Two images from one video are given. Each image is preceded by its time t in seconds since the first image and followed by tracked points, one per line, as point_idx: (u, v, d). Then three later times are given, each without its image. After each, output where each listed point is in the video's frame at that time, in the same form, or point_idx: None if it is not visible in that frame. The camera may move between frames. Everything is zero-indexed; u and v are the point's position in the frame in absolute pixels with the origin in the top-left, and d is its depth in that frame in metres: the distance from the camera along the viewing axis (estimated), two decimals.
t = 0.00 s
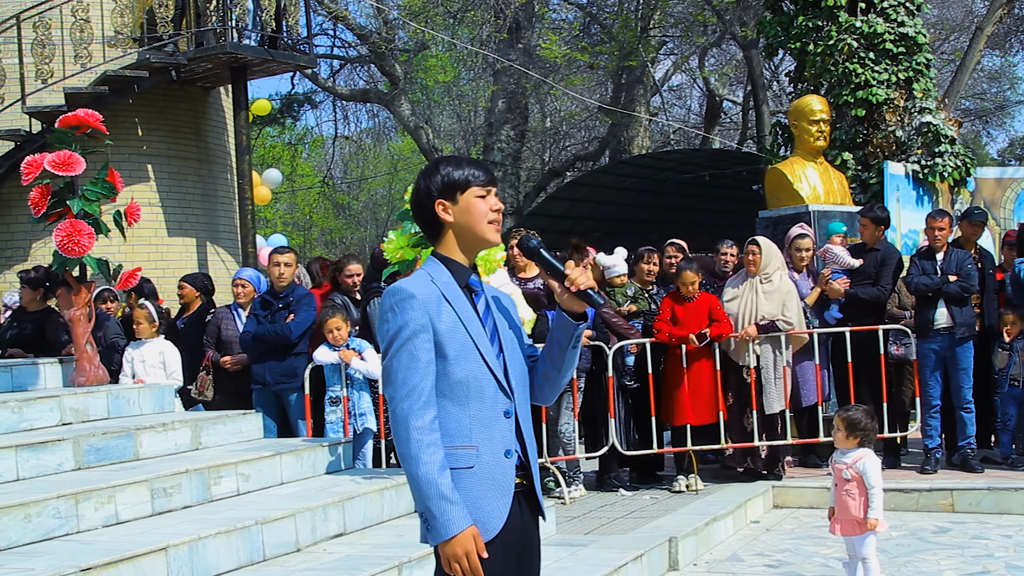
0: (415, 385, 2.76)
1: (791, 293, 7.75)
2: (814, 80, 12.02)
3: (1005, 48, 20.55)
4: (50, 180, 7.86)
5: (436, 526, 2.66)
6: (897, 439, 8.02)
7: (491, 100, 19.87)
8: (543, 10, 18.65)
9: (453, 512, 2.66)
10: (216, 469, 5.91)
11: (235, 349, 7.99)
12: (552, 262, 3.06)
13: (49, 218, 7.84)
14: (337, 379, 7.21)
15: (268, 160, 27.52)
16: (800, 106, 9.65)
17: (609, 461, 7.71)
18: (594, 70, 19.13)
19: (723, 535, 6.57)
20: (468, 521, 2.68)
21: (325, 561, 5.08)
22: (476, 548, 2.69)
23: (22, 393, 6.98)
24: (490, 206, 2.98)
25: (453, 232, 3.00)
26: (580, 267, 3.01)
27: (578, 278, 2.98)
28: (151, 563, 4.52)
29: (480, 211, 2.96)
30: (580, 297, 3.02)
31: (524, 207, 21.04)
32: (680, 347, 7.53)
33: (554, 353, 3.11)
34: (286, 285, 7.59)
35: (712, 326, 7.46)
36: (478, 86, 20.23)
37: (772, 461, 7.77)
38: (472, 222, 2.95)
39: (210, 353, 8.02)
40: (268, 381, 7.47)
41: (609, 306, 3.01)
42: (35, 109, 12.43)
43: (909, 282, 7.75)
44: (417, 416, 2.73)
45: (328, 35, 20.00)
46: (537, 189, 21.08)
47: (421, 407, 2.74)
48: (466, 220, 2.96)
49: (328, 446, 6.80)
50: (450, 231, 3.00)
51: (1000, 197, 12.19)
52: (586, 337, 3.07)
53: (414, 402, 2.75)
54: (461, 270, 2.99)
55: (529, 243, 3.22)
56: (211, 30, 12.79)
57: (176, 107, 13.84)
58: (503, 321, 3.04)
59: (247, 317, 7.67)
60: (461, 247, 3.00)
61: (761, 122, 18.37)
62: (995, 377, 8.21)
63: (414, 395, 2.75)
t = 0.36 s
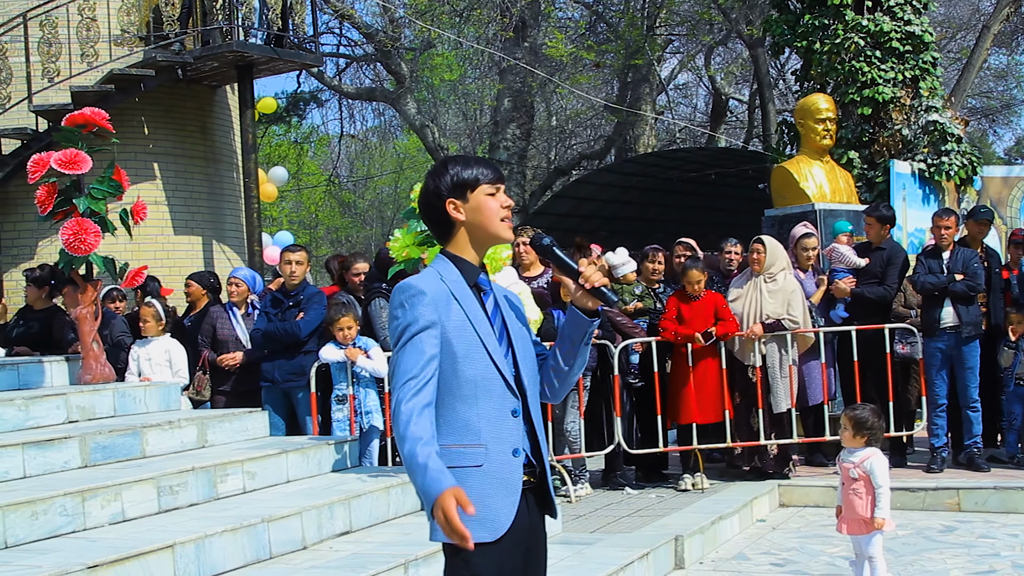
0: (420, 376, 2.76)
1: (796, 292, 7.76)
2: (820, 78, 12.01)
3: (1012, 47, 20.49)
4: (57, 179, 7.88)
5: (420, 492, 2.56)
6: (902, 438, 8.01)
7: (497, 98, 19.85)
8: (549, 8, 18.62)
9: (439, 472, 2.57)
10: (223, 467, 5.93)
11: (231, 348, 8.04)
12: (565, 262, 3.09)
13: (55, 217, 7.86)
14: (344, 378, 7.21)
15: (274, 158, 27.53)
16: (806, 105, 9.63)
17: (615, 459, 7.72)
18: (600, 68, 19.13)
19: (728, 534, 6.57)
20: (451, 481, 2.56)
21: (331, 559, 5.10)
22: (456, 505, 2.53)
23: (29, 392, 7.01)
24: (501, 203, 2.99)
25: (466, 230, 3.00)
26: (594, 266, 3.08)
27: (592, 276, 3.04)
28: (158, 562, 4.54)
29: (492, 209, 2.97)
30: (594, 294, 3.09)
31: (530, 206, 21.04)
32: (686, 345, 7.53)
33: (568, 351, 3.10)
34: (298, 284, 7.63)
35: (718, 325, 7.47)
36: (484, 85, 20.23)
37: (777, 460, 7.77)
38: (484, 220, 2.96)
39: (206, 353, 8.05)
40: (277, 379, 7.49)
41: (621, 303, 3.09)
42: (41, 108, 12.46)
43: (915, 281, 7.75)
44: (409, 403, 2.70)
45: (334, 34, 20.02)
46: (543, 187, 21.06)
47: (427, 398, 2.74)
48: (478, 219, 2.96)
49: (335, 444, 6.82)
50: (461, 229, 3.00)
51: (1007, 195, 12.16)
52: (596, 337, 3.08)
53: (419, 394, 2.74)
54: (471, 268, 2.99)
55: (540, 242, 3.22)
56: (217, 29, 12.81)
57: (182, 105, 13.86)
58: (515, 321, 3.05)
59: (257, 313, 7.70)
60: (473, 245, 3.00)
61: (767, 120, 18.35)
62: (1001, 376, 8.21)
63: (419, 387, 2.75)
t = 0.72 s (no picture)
0: (425, 369, 2.73)
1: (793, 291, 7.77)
2: (817, 77, 12.02)
3: (1008, 46, 20.52)
4: (53, 174, 7.81)
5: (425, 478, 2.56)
6: (898, 436, 8.02)
7: (493, 95, 19.82)
8: (546, 6, 18.59)
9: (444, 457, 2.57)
10: (219, 464, 5.91)
11: (230, 345, 8.00)
12: (566, 263, 3.12)
13: (51, 213, 7.82)
14: (340, 374, 7.22)
15: (271, 155, 27.51)
16: (804, 102, 9.57)
17: (612, 457, 7.72)
18: (597, 66, 19.13)
19: (724, 531, 6.58)
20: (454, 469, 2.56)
21: (327, 556, 5.09)
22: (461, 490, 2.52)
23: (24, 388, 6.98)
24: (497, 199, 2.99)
25: (463, 226, 2.99)
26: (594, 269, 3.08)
27: (594, 279, 3.04)
28: (154, 558, 4.53)
29: (489, 205, 2.97)
30: (594, 297, 3.07)
31: (527, 203, 21.02)
32: (682, 343, 7.52)
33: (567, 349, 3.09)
34: (293, 280, 7.61)
35: (714, 323, 7.45)
36: (481, 82, 20.21)
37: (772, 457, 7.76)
38: (481, 216, 2.96)
39: (203, 349, 8.05)
40: (274, 375, 7.48)
41: (621, 307, 3.07)
42: (37, 103, 12.44)
43: (911, 280, 7.76)
44: (415, 393, 2.68)
45: (330, 31, 20.01)
46: (539, 184, 21.06)
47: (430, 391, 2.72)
48: (476, 216, 2.96)
49: (330, 441, 6.82)
50: (459, 225, 3.00)
51: (1003, 194, 12.18)
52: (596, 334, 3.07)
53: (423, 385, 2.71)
54: (470, 265, 2.98)
55: (541, 244, 3.23)
56: (213, 25, 12.78)
57: (178, 101, 13.83)
58: (513, 319, 3.05)
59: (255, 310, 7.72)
60: (471, 241, 3.00)
61: (764, 118, 18.35)
62: (996, 375, 8.22)
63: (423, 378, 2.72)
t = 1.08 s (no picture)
0: (414, 380, 2.74)
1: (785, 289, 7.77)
2: (808, 75, 12.02)
3: (998, 45, 20.58)
4: (43, 173, 7.75)
5: (429, 517, 2.65)
6: (888, 434, 8.02)
7: (484, 94, 19.78)
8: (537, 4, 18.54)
9: (449, 509, 2.65)
10: (209, 463, 5.89)
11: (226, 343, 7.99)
12: (556, 254, 3.11)
13: (41, 212, 7.78)
14: (330, 373, 7.18)
15: (261, 154, 27.42)
16: (794, 101, 9.60)
17: (602, 455, 7.71)
18: (588, 64, 19.12)
19: (714, 530, 6.58)
20: (463, 517, 2.68)
21: (316, 555, 5.07)
22: (470, 543, 2.69)
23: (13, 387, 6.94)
24: (487, 197, 2.98)
25: (452, 224, 2.97)
26: (585, 259, 3.07)
27: (584, 269, 3.03)
28: (143, 558, 4.50)
29: (478, 202, 2.95)
30: (585, 287, 3.07)
31: (517, 202, 20.99)
32: (672, 342, 7.53)
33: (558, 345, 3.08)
34: (274, 279, 7.60)
35: (704, 321, 7.47)
36: (472, 80, 20.18)
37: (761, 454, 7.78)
38: (470, 213, 2.94)
39: (202, 346, 8.02)
40: (262, 375, 7.44)
41: (612, 296, 3.07)
42: (27, 101, 12.37)
43: (901, 278, 7.76)
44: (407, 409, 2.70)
45: (321, 29, 19.96)
46: (530, 183, 21.03)
47: (419, 402, 2.73)
48: (465, 214, 2.94)
49: (320, 440, 6.79)
50: (448, 223, 2.98)
51: (993, 193, 12.17)
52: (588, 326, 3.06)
53: (413, 398, 2.73)
54: (460, 263, 2.96)
55: (531, 236, 3.22)
56: (204, 23, 12.73)
57: (169, 100, 13.78)
58: (503, 316, 3.03)
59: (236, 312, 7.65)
60: (460, 239, 2.98)
61: (754, 117, 18.37)
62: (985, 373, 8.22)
63: (413, 390, 2.74)
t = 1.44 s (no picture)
0: (402, 377, 2.73)
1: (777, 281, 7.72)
2: (796, 70, 12.03)
3: (986, 40, 20.65)
4: (29, 169, 7.69)
5: (418, 513, 2.63)
6: (876, 429, 8.04)
7: (473, 89, 19.73)
8: None
9: (439, 505, 2.64)
10: (197, 460, 5.86)
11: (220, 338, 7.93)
12: (541, 248, 3.09)
13: (28, 208, 7.73)
14: (319, 367, 7.15)
15: (250, 150, 27.33)
16: (783, 96, 9.68)
17: (592, 451, 7.70)
18: (577, 59, 19.10)
19: (704, 524, 6.58)
20: (454, 513, 2.67)
21: (305, 551, 5.05)
22: (461, 539, 2.67)
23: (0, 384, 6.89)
24: (469, 190, 2.94)
25: (436, 220, 2.96)
26: (572, 254, 3.07)
27: (571, 263, 3.04)
28: (131, 555, 4.48)
29: (459, 195, 2.93)
30: (572, 282, 3.08)
31: (506, 197, 20.97)
32: (661, 338, 7.54)
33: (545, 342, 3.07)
34: (252, 276, 7.56)
35: (693, 317, 7.45)
36: (461, 75, 20.14)
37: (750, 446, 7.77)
38: (453, 207, 2.92)
39: (195, 343, 7.98)
40: (242, 372, 7.41)
41: (599, 290, 3.07)
42: (14, 97, 12.30)
43: (889, 273, 7.78)
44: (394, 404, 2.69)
45: (309, 25, 19.90)
46: (519, 178, 21.02)
47: (407, 398, 2.71)
48: (448, 208, 2.92)
49: (310, 436, 6.77)
50: (432, 219, 2.97)
51: (981, 187, 12.16)
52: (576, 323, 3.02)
53: (401, 394, 2.72)
54: (446, 259, 2.95)
55: (517, 230, 3.18)
56: (192, 18, 12.68)
57: (156, 97, 13.71)
58: (492, 313, 3.02)
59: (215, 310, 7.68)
60: (445, 235, 2.96)
61: (743, 113, 18.39)
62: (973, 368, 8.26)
63: (401, 387, 2.72)
